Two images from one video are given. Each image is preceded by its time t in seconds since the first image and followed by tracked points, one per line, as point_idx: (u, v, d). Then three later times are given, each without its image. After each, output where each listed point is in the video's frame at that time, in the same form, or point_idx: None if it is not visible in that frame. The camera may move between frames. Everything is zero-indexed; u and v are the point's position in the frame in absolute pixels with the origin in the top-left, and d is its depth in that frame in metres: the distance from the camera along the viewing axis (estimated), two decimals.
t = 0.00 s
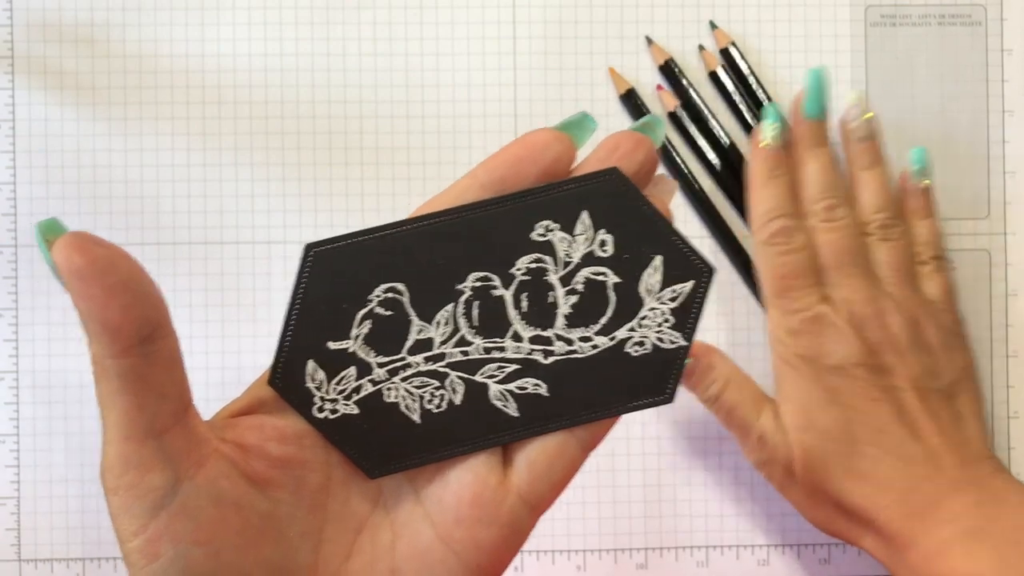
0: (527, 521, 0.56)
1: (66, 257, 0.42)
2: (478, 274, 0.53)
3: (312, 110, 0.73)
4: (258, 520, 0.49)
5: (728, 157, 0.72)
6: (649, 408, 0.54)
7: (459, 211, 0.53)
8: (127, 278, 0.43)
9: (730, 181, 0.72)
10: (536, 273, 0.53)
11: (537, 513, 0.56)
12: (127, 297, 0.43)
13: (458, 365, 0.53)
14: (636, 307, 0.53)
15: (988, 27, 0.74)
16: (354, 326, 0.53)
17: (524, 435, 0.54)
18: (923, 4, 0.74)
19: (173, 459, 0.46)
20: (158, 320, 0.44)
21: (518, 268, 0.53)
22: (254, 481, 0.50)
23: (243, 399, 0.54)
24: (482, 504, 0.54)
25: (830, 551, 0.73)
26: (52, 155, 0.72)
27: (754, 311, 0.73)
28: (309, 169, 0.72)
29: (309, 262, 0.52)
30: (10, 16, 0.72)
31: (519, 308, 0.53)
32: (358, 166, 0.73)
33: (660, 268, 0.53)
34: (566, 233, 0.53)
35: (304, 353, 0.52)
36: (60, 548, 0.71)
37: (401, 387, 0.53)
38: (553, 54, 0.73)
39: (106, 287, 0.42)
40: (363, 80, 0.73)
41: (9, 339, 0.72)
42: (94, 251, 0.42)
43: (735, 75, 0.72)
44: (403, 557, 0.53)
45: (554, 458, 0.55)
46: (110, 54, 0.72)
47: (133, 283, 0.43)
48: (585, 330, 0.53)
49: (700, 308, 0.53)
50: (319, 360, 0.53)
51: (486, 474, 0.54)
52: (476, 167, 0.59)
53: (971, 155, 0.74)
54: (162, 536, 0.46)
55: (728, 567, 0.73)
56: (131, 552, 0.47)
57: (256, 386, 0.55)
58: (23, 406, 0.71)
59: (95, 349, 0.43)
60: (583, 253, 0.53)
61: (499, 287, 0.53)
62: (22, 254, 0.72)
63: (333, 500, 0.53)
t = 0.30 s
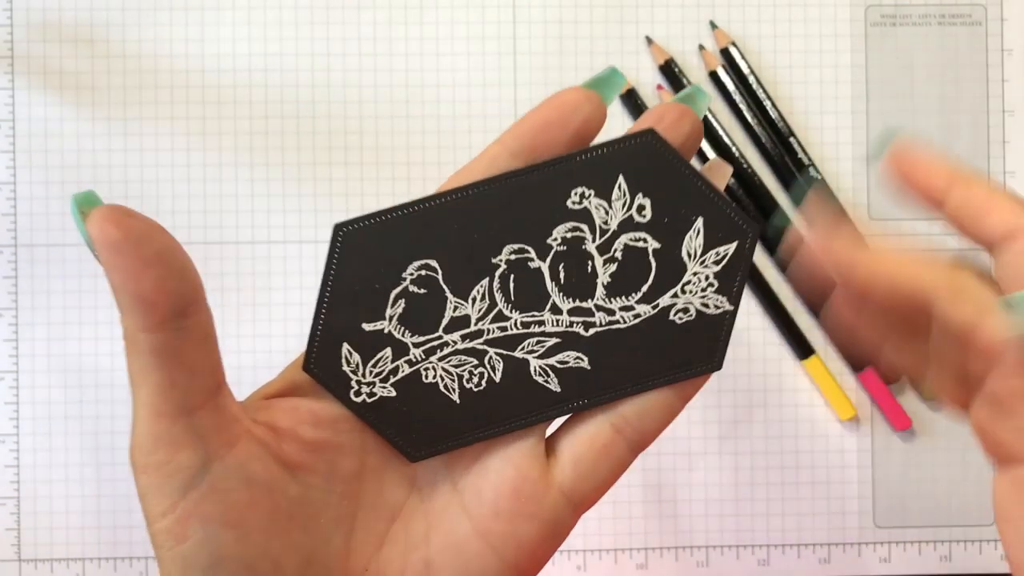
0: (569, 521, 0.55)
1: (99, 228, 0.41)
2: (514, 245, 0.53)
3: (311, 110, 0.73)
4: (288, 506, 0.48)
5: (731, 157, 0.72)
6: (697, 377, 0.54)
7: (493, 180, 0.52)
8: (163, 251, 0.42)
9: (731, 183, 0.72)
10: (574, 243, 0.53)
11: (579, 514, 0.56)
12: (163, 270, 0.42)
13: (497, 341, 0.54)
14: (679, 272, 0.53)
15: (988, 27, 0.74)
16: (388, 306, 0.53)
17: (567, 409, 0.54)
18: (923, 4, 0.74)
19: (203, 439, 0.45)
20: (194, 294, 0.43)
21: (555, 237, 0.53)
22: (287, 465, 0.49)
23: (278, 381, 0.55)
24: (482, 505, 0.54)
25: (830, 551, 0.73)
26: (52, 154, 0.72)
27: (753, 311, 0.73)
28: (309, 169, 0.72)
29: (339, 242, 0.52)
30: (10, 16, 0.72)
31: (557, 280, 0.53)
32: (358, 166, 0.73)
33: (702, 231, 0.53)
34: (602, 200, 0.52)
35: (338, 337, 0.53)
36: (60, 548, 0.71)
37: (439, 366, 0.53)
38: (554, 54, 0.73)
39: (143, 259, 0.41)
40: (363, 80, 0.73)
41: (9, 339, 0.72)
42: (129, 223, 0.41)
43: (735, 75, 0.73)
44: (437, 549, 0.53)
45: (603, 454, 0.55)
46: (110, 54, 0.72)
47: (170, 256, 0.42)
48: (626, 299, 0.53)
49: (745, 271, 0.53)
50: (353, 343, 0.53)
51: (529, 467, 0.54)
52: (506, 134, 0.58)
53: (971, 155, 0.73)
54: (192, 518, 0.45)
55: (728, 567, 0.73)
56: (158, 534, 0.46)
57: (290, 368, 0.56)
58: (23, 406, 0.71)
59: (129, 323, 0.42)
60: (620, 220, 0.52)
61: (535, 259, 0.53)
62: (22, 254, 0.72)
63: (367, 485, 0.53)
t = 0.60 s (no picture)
0: (553, 527, 0.55)
1: (53, 227, 0.41)
2: (485, 238, 0.53)
3: (311, 110, 0.72)
4: (254, 513, 0.48)
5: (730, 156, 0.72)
6: (681, 367, 0.54)
7: (461, 171, 0.53)
8: (119, 252, 0.41)
9: (731, 182, 0.72)
10: (550, 232, 0.53)
11: (563, 519, 0.56)
12: (120, 271, 0.41)
13: (471, 339, 0.54)
14: (661, 259, 0.53)
15: (988, 27, 0.74)
16: (355, 305, 0.53)
17: (553, 403, 0.54)
18: (923, 3, 0.74)
19: (164, 446, 0.45)
20: (153, 296, 0.43)
21: (528, 227, 0.53)
22: (254, 472, 0.49)
23: (243, 390, 0.55)
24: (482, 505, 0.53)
25: (830, 551, 0.73)
26: (51, 155, 0.72)
27: (753, 311, 0.72)
28: (309, 169, 0.72)
29: (300, 241, 0.52)
30: (10, 16, 0.71)
31: (533, 272, 0.53)
32: (358, 166, 0.72)
33: (683, 215, 0.53)
34: (577, 186, 0.53)
35: (306, 339, 0.53)
36: (60, 549, 0.71)
37: (412, 366, 0.53)
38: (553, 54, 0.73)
39: (97, 260, 0.41)
40: (363, 80, 0.73)
41: (8, 339, 0.71)
42: (86, 223, 0.41)
43: (735, 74, 0.72)
44: (415, 557, 0.53)
45: (587, 458, 0.55)
46: (110, 54, 0.72)
47: (128, 257, 0.41)
48: (607, 289, 0.53)
49: (728, 255, 0.53)
50: (321, 345, 0.53)
51: (509, 469, 0.54)
52: (473, 110, 0.59)
53: (971, 155, 0.74)
54: (154, 528, 0.45)
55: (729, 567, 0.73)
56: (121, 546, 0.45)
57: (256, 375, 0.56)
58: (23, 406, 0.71)
59: (84, 327, 0.42)
60: (598, 205, 0.53)
61: (510, 251, 0.53)
62: (22, 254, 0.72)
63: (339, 495, 0.53)
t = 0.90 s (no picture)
0: (561, 527, 0.55)
1: (84, 222, 0.41)
2: (502, 242, 0.53)
3: (311, 110, 0.72)
4: (275, 505, 0.48)
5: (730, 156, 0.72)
6: (688, 374, 0.54)
7: (479, 177, 0.53)
8: (149, 247, 0.42)
9: (731, 182, 0.72)
10: (563, 239, 0.53)
11: (571, 520, 0.56)
12: (150, 267, 0.42)
13: (486, 340, 0.53)
14: (671, 267, 0.53)
15: (988, 27, 0.74)
16: (375, 305, 0.53)
17: (563, 405, 0.54)
18: (923, 3, 0.74)
19: (189, 436, 0.45)
20: (181, 292, 0.43)
21: (543, 234, 0.53)
22: (274, 465, 0.49)
23: (265, 382, 0.55)
24: (484, 505, 0.53)
25: (830, 551, 0.73)
26: (51, 154, 0.72)
27: (754, 311, 0.73)
28: (309, 169, 0.72)
29: (323, 240, 0.52)
30: (9, 16, 0.71)
31: (546, 276, 0.53)
32: (358, 166, 0.72)
33: (693, 225, 0.53)
34: (591, 194, 0.53)
35: (326, 337, 0.53)
36: (60, 549, 0.71)
37: (428, 366, 0.53)
38: (553, 53, 0.73)
39: (128, 255, 0.41)
40: (362, 80, 0.73)
41: (9, 339, 0.71)
42: (117, 218, 0.41)
43: (735, 74, 0.72)
44: (426, 552, 0.53)
45: (596, 459, 0.55)
46: (109, 54, 0.72)
47: (157, 253, 0.42)
48: (617, 295, 0.53)
49: (738, 264, 0.53)
50: (340, 343, 0.53)
51: (520, 468, 0.54)
52: (488, 119, 0.59)
53: (972, 155, 0.74)
54: (176, 517, 0.45)
55: (729, 567, 0.73)
56: (142, 533, 0.45)
57: (277, 371, 0.56)
58: (23, 406, 0.71)
59: (113, 319, 0.42)
60: (610, 214, 0.53)
61: (524, 256, 0.53)
62: (22, 254, 0.71)
63: (356, 488, 0.53)
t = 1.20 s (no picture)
0: (575, 527, 0.54)
1: (104, 207, 0.41)
2: (524, 239, 0.53)
3: (311, 110, 0.73)
4: (288, 498, 0.48)
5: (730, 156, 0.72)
6: (709, 376, 0.53)
7: (504, 173, 0.52)
8: (167, 234, 0.42)
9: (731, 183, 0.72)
10: (586, 237, 0.53)
11: (584, 521, 0.55)
12: (168, 253, 0.42)
13: (506, 337, 0.54)
14: (694, 268, 0.53)
15: (988, 27, 0.74)
16: (394, 298, 0.53)
17: (584, 403, 0.54)
18: (923, 3, 0.74)
19: (203, 426, 0.45)
20: (200, 279, 0.43)
21: (566, 231, 0.53)
22: (288, 457, 0.49)
23: (282, 373, 0.55)
24: (488, 505, 0.53)
25: (830, 551, 0.73)
26: (52, 155, 0.72)
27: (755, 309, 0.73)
28: (309, 169, 0.72)
29: (344, 233, 0.52)
30: (10, 16, 0.71)
31: (568, 275, 0.53)
32: (358, 166, 0.73)
33: (718, 227, 0.52)
34: (617, 193, 0.53)
35: (344, 330, 0.53)
36: (60, 548, 0.71)
37: (446, 361, 0.53)
38: (553, 53, 0.73)
39: (146, 241, 0.41)
40: (362, 80, 0.73)
41: (9, 339, 0.71)
42: (136, 204, 0.41)
43: (735, 75, 0.73)
44: (439, 548, 0.53)
45: (613, 460, 0.54)
46: (110, 54, 0.72)
47: (176, 240, 0.42)
48: (639, 296, 0.53)
49: (762, 266, 0.53)
50: (358, 337, 0.53)
51: (536, 468, 0.53)
52: (516, 111, 0.59)
53: (971, 155, 0.74)
54: (189, 507, 0.45)
55: (729, 567, 0.73)
56: (155, 522, 0.46)
57: (293, 362, 0.56)
58: (23, 406, 0.71)
59: (132, 306, 0.42)
60: (635, 213, 0.53)
61: (546, 253, 0.53)
62: (22, 254, 0.72)
63: (371, 482, 0.53)
